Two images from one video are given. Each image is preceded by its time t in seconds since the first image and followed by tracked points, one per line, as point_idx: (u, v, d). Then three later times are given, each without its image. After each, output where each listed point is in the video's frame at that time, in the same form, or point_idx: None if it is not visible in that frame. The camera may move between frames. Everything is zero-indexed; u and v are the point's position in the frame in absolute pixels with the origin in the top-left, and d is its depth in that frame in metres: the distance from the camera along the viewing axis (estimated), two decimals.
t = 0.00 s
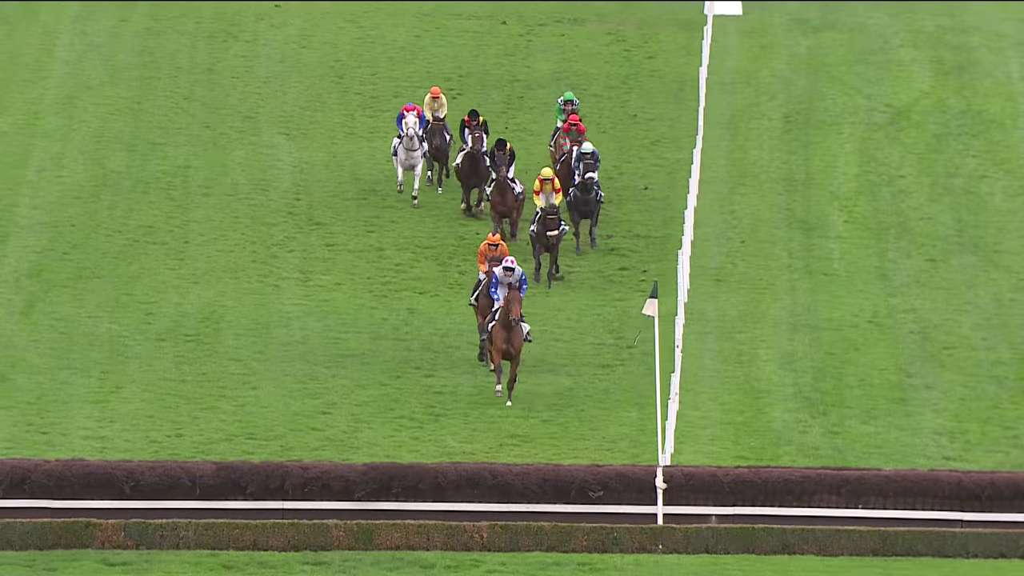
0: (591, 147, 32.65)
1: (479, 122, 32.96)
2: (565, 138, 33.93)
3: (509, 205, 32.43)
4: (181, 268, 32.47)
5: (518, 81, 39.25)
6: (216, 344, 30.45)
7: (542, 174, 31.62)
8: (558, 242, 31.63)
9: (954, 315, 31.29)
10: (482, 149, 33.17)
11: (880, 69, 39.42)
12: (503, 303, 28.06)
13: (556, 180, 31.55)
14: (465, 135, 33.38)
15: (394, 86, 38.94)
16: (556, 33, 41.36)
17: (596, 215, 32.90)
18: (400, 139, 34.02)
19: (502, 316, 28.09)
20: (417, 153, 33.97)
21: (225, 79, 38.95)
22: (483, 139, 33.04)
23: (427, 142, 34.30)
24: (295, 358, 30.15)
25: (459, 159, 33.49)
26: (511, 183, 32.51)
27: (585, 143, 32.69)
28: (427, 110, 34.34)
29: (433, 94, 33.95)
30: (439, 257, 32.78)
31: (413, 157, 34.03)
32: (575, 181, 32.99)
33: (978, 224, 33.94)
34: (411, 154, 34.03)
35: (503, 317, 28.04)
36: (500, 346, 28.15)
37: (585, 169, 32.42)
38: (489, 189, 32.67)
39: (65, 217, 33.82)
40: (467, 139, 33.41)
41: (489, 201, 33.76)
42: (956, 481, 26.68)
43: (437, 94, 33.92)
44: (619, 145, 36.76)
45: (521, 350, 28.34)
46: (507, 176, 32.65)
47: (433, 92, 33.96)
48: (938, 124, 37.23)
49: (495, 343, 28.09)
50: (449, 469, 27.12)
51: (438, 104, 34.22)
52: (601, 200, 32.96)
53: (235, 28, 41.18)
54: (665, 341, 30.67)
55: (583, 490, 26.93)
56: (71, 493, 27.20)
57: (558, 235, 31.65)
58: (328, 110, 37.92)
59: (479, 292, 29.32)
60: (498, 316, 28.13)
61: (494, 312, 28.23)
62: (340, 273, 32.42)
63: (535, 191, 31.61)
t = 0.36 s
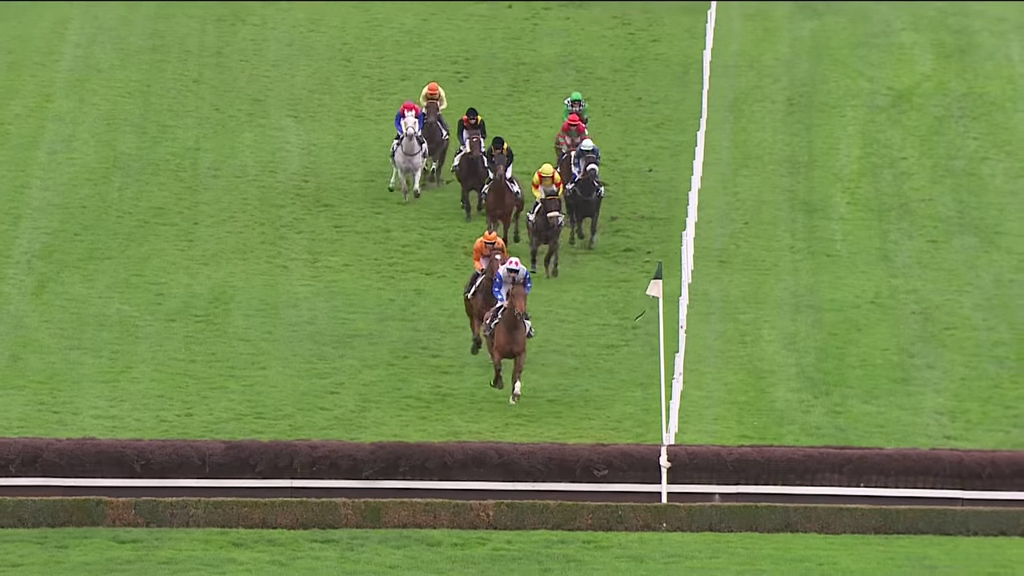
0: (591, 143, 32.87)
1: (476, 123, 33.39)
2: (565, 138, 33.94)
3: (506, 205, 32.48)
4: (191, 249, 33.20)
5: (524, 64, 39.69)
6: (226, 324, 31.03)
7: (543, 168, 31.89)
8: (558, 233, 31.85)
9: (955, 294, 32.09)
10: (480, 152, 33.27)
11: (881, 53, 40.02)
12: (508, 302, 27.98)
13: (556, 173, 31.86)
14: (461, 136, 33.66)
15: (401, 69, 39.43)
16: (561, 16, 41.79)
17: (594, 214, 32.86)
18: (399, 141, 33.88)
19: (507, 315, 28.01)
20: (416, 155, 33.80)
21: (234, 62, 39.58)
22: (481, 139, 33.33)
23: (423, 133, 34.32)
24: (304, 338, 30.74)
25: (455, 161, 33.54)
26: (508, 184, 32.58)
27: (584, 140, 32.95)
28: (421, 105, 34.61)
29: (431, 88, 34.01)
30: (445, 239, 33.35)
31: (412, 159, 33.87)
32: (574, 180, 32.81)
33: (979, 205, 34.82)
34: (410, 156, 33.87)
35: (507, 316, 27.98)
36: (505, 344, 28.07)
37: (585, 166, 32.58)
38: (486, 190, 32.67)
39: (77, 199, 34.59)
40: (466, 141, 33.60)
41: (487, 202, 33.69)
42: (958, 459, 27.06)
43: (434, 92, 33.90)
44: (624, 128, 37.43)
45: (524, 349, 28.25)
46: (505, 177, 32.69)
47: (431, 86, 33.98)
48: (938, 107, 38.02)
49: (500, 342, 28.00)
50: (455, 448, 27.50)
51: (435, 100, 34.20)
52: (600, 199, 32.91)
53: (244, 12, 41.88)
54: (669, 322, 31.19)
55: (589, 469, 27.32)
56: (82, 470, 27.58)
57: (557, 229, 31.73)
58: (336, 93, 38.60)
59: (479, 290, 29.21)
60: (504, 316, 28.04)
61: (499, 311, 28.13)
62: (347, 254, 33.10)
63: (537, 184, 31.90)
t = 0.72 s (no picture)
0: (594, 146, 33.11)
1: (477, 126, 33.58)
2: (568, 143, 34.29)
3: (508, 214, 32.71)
4: (204, 236, 33.83)
5: (534, 53, 40.12)
6: (238, 310, 31.71)
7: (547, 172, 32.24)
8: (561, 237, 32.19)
9: (961, 281, 32.49)
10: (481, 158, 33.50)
11: (888, 41, 40.32)
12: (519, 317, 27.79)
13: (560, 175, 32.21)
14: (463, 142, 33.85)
15: (412, 58, 39.86)
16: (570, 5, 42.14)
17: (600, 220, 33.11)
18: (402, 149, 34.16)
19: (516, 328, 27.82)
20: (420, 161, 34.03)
21: (246, 51, 40.10)
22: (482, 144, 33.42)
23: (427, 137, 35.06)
24: (316, 323, 31.40)
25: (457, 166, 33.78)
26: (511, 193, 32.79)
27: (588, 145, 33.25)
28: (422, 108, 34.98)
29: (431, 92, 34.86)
30: (455, 226, 34.07)
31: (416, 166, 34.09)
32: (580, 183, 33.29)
33: (984, 192, 35.15)
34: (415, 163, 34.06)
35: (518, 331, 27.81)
36: (513, 358, 27.86)
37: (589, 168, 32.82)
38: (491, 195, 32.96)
39: (92, 185, 35.26)
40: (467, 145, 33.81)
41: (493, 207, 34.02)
42: (964, 442, 27.63)
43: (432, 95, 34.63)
44: (633, 117, 37.92)
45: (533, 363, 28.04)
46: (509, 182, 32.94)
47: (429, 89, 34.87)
48: (944, 95, 38.38)
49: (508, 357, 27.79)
50: (466, 434, 28.20)
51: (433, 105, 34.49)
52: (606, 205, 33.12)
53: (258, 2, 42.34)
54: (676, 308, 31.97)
55: (598, 453, 28.02)
56: (96, 455, 28.34)
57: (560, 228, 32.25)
58: (347, 82, 39.11)
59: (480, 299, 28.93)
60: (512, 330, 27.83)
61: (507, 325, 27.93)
62: (358, 241, 33.72)
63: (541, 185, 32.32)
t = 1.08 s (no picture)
0: (597, 142, 33.16)
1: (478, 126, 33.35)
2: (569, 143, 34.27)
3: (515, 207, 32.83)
4: (216, 218, 34.55)
5: (542, 39, 40.53)
6: (250, 292, 32.46)
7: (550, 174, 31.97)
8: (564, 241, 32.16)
9: (966, 263, 33.24)
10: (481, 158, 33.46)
11: (892, 27, 40.79)
12: (527, 327, 28.14)
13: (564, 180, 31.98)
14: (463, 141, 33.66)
15: (421, 42, 40.36)
16: None
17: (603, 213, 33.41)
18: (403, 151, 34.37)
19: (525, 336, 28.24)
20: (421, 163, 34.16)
21: (257, 36, 40.56)
22: (482, 144, 33.27)
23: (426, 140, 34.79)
24: (327, 305, 32.18)
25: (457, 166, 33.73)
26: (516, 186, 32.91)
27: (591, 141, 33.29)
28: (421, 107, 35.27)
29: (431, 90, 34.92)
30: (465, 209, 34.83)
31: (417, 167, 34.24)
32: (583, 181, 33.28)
33: (988, 175, 35.77)
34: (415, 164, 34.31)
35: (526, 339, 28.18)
36: (524, 364, 28.27)
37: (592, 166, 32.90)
38: (495, 191, 33.12)
39: (105, 169, 35.90)
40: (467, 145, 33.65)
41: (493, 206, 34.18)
42: (968, 425, 28.49)
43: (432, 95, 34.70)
44: (641, 100, 38.46)
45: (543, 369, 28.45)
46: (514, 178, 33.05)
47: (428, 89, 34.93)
48: (949, 79, 38.85)
49: (518, 363, 28.21)
50: (475, 415, 29.00)
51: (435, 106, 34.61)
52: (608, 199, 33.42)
53: None
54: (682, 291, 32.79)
55: (606, 434, 28.83)
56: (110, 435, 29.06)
57: (563, 234, 32.02)
58: (358, 66, 39.61)
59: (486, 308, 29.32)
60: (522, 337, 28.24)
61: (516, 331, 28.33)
62: (370, 224, 34.50)
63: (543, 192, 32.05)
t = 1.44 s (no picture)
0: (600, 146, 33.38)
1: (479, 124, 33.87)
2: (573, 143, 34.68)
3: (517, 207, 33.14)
4: (228, 203, 35.57)
5: (550, 25, 42.19)
6: (262, 276, 33.29)
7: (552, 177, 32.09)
8: (566, 241, 32.31)
9: (968, 248, 34.11)
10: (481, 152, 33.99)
11: (896, 13, 42.51)
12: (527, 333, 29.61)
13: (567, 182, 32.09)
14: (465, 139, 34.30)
15: (430, 29, 42.12)
16: None
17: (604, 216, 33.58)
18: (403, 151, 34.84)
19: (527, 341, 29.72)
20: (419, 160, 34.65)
21: (267, 23, 42.42)
22: (482, 137, 33.91)
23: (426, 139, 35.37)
24: (338, 289, 32.91)
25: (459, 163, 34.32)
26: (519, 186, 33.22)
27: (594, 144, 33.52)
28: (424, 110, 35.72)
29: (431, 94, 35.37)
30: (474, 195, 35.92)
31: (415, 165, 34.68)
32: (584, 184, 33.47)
33: (992, 160, 36.93)
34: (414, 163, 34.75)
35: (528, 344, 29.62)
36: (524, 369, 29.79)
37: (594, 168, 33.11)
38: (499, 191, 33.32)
39: (117, 154, 37.16)
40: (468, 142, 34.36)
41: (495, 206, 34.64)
42: (970, 407, 29.30)
43: (433, 97, 34.92)
44: (648, 87, 39.80)
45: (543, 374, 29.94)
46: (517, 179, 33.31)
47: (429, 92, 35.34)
48: (952, 65, 40.24)
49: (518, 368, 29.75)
50: (484, 398, 29.68)
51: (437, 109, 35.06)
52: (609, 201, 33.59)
53: None
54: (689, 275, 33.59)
55: (613, 416, 29.63)
56: (124, 417, 29.82)
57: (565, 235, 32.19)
58: (368, 53, 41.20)
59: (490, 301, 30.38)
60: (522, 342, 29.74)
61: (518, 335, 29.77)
62: (380, 208, 35.53)
63: (545, 193, 32.14)
